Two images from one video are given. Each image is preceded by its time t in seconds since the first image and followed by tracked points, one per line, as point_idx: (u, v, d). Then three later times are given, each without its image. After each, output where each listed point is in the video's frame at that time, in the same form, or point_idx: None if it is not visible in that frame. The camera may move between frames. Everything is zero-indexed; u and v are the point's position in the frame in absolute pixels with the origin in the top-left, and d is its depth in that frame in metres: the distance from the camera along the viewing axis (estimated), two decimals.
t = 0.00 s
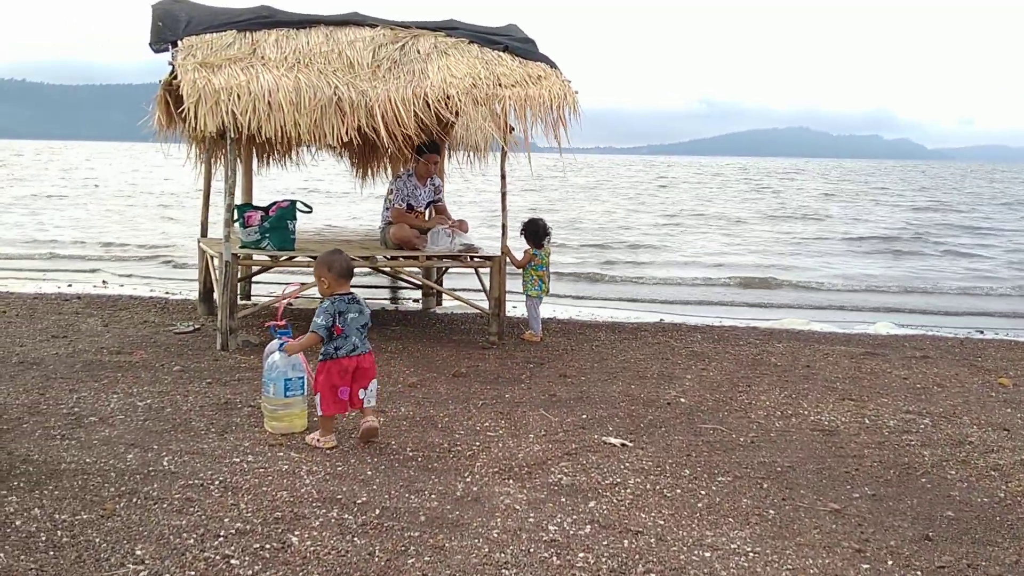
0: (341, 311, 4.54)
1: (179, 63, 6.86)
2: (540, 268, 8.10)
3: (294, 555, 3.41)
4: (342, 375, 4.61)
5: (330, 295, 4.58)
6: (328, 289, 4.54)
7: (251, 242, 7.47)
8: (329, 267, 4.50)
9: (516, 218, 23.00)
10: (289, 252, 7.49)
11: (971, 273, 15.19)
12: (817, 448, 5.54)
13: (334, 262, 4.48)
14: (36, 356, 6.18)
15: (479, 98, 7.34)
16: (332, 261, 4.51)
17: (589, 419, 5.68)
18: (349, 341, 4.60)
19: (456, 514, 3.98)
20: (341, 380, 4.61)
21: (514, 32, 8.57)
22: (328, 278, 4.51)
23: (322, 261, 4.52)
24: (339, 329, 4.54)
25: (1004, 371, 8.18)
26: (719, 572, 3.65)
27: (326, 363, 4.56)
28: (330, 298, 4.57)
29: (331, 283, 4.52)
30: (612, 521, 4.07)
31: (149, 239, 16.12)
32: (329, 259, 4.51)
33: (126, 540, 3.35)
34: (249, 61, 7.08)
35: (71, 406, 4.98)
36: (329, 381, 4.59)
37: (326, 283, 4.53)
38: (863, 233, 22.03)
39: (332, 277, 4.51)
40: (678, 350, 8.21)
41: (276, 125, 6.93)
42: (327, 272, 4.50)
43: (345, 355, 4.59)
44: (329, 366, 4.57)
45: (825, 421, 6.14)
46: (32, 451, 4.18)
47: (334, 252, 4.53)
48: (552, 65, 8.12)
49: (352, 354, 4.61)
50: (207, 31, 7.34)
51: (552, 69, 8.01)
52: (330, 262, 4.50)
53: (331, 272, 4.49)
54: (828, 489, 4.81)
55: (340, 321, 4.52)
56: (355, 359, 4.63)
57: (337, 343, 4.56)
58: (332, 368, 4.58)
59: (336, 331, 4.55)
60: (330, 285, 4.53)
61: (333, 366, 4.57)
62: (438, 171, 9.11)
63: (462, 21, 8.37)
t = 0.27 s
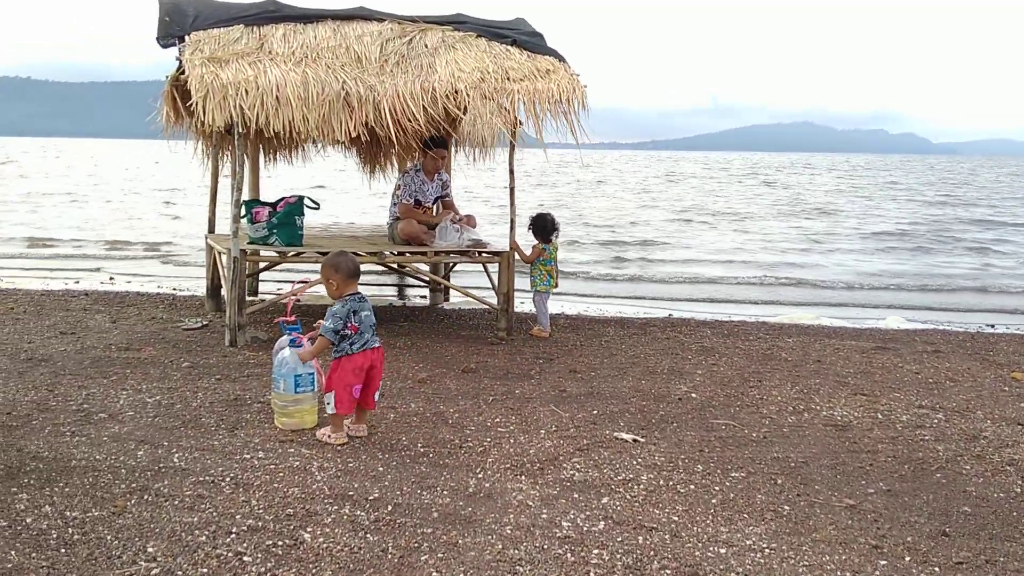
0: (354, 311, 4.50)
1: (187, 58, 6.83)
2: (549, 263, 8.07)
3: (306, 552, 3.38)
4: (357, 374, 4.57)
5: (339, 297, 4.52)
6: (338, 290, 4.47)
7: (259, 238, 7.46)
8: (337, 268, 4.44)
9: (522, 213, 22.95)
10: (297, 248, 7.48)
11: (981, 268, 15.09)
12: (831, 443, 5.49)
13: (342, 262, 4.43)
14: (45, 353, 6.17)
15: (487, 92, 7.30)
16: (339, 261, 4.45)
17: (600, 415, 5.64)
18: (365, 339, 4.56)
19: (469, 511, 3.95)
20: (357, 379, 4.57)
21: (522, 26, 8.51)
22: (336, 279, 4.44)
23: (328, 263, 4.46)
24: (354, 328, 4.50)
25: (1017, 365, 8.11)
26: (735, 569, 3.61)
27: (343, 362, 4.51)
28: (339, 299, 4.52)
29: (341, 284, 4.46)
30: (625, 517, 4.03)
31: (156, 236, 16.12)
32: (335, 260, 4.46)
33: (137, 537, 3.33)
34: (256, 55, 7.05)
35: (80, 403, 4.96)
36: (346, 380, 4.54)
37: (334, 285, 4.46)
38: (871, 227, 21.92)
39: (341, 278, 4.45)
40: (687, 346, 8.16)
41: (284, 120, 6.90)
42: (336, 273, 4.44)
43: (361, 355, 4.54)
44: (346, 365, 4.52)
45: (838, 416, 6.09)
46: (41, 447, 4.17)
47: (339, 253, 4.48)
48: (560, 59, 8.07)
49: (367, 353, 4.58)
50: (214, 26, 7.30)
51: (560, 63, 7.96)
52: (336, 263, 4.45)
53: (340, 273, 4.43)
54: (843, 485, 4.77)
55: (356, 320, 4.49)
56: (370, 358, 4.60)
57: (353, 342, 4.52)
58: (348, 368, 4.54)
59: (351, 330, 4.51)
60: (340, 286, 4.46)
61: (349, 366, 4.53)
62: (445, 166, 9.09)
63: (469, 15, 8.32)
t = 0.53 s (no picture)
0: (360, 304, 4.52)
1: (193, 52, 6.81)
2: (557, 258, 8.04)
3: (314, 549, 3.37)
4: (371, 364, 4.58)
5: (343, 293, 4.53)
6: (342, 285, 4.48)
7: (266, 233, 7.44)
8: (341, 263, 4.46)
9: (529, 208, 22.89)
10: (304, 243, 7.46)
11: (991, 261, 14.99)
12: (841, 438, 5.45)
13: (345, 257, 4.45)
14: (52, 349, 6.18)
15: (494, 87, 7.26)
16: (342, 257, 4.48)
17: (609, 410, 5.61)
18: (375, 329, 4.58)
19: (478, 507, 3.94)
20: (372, 369, 4.58)
21: (529, 19, 8.46)
22: (340, 274, 4.46)
23: (332, 259, 4.48)
24: (363, 320, 4.52)
25: None
26: (747, 566, 3.58)
27: (355, 353, 4.53)
28: (343, 295, 4.53)
29: (345, 279, 4.47)
30: (635, 513, 4.00)
31: (163, 232, 16.13)
32: (339, 256, 4.46)
33: (145, 534, 3.32)
34: (262, 50, 7.02)
35: (87, 399, 4.96)
36: (361, 371, 4.56)
37: (338, 281, 4.47)
38: (879, 221, 21.79)
39: (345, 273, 4.47)
40: (696, 340, 8.12)
41: (291, 114, 6.88)
42: (339, 268, 4.46)
43: (374, 344, 4.56)
44: (360, 356, 4.54)
45: (848, 411, 6.05)
46: (49, 444, 4.16)
47: (342, 249, 4.51)
48: (567, 52, 8.01)
49: (380, 341, 4.59)
50: (219, 21, 7.28)
51: (567, 56, 7.91)
52: (340, 258, 4.46)
53: (344, 268, 4.45)
54: (854, 480, 4.73)
55: (364, 312, 4.51)
56: (383, 347, 4.61)
57: (363, 333, 4.53)
58: (362, 358, 4.55)
59: (360, 322, 4.52)
60: (344, 281, 4.47)
61: (363, 357, 4.54)
62: (451, 161, 9.05)
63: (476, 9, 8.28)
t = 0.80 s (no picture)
0: (359, 298, 4.51)
1: (196, 42, 6.76)
2: (564, 249, 7.97)
3: (316, 544, 3.33)
4: (380, 354, 4.53)
5: (339, 291, 4.52)
6: (337, 285, 4.49)
7: (270, 225, 7.39)
8: (334, 263, 4.45)
9: (536, 199, 22.79)
10: (308, 234, 7.41)
11: (1003, 251, 14.83)
12: (851, 431, 5.37)
13: (338, 257, 4.43)
14: (56, 342, 6.16)
15: (500, 76, 7.19)
16: (334, 257, 4.46)
17: (615, 402, 5.56)
18: (379, 319, 4.55)
19: (482, 501, 3.89)
20: (381, 359, 4.54)
21: (535, 8, 8.36)
22: (334, 274, 4.46)
23: (324, 260, 4.47)
24: (366, 313, 4.50)
25: None
26: (754, 561, 3.52)
27: (363, 343, 4.49)
28: (340, 293, 4.52)
29: (339, 279, 4.48)
30: (641, 507, 3.95)
31: (169, 224, 16.12)
32: (331, 255, 4.45)
33: (145, 529, 3.29)
34: (266, 40, 6.96)
35: (90, 392, 4.94)
36: (370, 361, 4.52)
37: (332, 281, 4.48)
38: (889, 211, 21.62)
39: (338, 273, 4.47)
40: (704, 332, 8.04)
41: (294, 105, 6.82)
42: (332, 269, 4.46)
43: (381, 333, 4.53)
44: (368, 347, 4.50)
45: (857, 403, 5.97)
46: (50, 437, 4.14)
47: (333, 248, 4.49)
48: (573, 40, 7.92)
49: (386, 330, 4.56)
50: (223, 11, 7.22)
51: (574, 45, 7.81)
52: (333, 258, 4.44)
53: (337, 268, 4.45)
54: (863, 474, 4.66)
55: (365, 305, 4.49)
56: (390, 336, 4.57)
57: (368, 324, 4.50)
58: (370, 348, 4.50)
59: (363, 314, 4.50)
60: (338, 281, 4.48)
61: (370, 347, 4.50)
62: (456, 151, 8.97)
63: None
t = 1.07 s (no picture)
0: (358, 290, 4.44)
1: (202, 30, 6.70)
2: (575, 240, 7.87)
3: (317, 539, 3.27)
4: (381, 345, 4.47)
5: (338, 286, 4.45)
6: (335, 281, 4.44)
7: (277, 214, 7.32)
8: (328, 260, 4.38)
9: (547, 189, 22.67)
10: (316, 224, 7.35)
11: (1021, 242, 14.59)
12: (865, 425, 5.26)
13: (331, 253, 4.37)
14: (62, 332, 6.13)
15: (509, 63, 7.07)
16: (327, 253, 4.39)
17: (624, 395, 5.47)
18: (379, 310, 4.48)
19: (487, 496, 3.82)
20: (382, 350, 4.48)
21: None
22: (330, 270, 4.40)
23: (317, 257, 4.40)
24: (365, 305, 4.43)
25: None
26: (765, 559, 3.43)
27: (363, 336, 4.42)
28: (338, 288, 4.46)
29: (336, 274, 4.42)
30: (650, 503, 3.87)
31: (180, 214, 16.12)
32: (324, 253, 4.38)
33: (143, 523, 3.24)
34: (272, 27, 6.89)
35: (93, 383, 4.90)
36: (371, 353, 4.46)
37: (330, 277, 4.43)
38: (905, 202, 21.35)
39: (334, 268, 4.41)
40: (716, 324, 7.93)
41: (300, 92, 6.74)
42: (327, 265, 4.39)
43: (382, 325, 4.46)
44: (369, 339, 4.43)
45: (872, 397, 5.86)
46: (51, 429, 4.10)
47: (324, 244, 4.41)
48: (584, 27, 7.79)
49: (387, 321, 4.49)
50: None
51: (585, 32, 7.68)
52: (325, 255, 4.38)
53: (332, 264, 4.38)
54: (878, 469, 4.55)
55: (364, 297, 4.42)
56: (391, 327, 4.50)
57: (368, 316, 4.44)
58: (370, 341, 4.44)
59: (363, 307, 4.43)
60: (336, 276, 4.43)
61: (371, 339, 4.43)
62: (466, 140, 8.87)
63: None
